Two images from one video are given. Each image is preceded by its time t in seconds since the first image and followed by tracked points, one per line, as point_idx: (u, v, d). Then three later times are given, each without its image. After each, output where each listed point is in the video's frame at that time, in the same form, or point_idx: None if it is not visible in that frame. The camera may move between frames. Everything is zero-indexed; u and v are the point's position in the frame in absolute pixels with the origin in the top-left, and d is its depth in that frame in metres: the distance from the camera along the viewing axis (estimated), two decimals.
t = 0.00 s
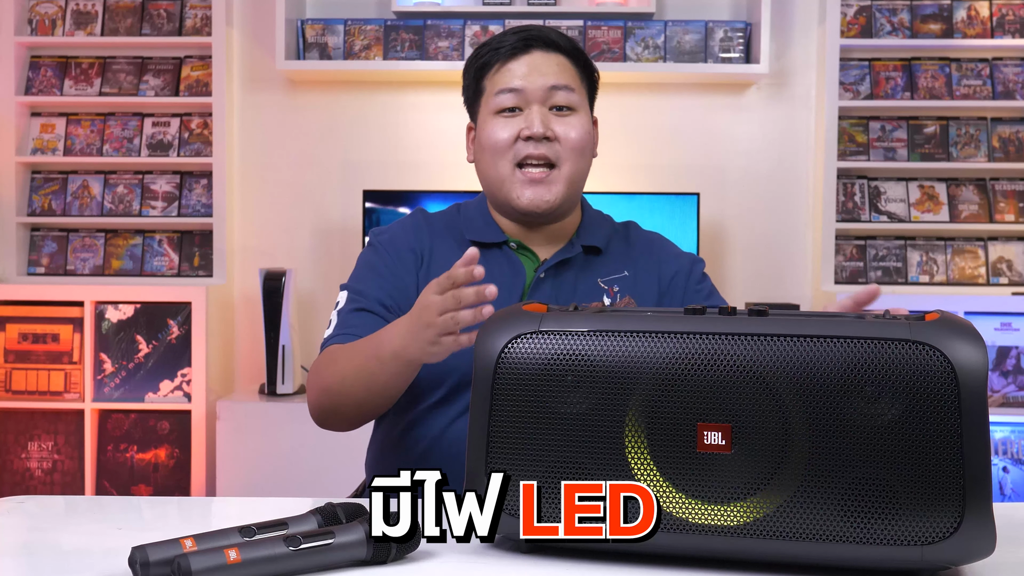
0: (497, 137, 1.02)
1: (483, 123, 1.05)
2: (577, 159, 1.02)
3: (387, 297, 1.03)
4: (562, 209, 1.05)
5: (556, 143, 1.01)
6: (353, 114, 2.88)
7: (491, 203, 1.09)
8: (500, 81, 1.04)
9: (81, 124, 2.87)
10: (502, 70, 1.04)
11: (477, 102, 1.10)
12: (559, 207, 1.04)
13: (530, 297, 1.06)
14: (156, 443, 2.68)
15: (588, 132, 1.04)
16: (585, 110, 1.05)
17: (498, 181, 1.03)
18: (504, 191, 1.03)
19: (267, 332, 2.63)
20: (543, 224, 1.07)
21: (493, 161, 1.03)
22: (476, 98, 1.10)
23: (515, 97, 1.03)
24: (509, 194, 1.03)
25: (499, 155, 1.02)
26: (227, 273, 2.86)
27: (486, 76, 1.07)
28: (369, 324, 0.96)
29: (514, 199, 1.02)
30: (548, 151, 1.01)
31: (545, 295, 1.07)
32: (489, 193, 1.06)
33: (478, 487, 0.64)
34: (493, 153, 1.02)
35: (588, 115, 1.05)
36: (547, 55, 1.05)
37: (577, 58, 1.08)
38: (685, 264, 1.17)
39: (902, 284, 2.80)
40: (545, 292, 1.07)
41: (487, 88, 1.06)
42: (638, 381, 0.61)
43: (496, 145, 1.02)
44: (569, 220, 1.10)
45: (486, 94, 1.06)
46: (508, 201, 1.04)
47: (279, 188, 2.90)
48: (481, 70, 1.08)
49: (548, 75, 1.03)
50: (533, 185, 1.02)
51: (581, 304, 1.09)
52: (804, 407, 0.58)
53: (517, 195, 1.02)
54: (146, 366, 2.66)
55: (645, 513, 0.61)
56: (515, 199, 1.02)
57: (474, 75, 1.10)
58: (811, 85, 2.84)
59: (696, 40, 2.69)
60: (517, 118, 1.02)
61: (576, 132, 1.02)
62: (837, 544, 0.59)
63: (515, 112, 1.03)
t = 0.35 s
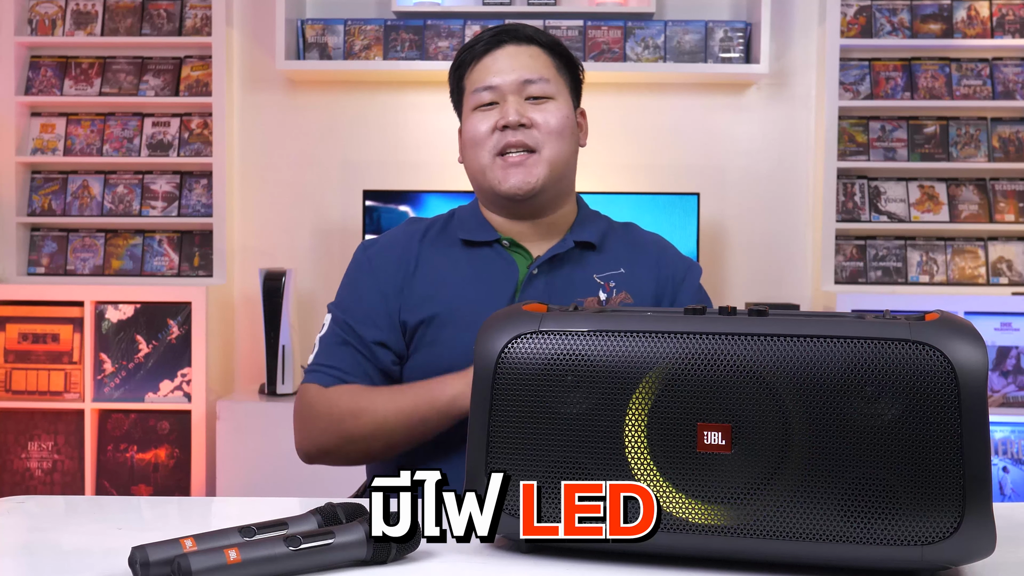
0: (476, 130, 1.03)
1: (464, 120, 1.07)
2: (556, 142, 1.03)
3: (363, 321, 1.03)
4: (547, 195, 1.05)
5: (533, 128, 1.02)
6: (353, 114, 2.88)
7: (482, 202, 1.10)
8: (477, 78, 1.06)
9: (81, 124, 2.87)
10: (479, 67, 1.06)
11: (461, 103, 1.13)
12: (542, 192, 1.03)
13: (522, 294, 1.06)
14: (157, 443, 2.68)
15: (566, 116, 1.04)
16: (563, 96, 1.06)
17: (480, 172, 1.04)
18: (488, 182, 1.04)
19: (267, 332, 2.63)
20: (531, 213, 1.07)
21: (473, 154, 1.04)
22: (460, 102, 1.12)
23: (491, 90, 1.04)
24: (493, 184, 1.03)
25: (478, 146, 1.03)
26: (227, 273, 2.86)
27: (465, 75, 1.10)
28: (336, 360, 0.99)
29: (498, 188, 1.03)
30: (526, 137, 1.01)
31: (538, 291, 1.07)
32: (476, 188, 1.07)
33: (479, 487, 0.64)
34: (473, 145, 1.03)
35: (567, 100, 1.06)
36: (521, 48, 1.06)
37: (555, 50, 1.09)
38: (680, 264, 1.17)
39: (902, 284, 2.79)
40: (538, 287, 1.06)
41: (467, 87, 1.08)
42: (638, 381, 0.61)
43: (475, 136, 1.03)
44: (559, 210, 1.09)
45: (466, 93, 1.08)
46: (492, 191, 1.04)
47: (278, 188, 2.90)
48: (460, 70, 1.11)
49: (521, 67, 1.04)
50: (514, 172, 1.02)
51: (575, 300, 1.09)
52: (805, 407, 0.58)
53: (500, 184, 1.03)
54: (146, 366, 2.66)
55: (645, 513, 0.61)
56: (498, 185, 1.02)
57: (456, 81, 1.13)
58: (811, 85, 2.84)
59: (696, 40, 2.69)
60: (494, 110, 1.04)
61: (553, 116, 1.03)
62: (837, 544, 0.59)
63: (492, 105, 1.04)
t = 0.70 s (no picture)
0: (464, 139, 1.03)
1: (452, 128, 1.06)
2: (543, 154, 1.03)
3: (349, 324, 1.04)
4: (534, 205, 1.05)
5: (520, 139, 1.02)
6: (352, 114, 2.88)
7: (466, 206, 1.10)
8: (465, 85, 1.05)
9: (81, 124, 2.87)
10: (467, 75, 1.05)
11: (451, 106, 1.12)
12: (529, 203, 1.04)
13: (507, 296, 1.06)
14: (157, 443, 2.68)
15: (553, 127, 1.04)
16: (551, 106, 1.05)
17: (468, 182, 1.04)
18: (475, 191, 1.04)
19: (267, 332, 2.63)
20: (516, 221, 1.08)
21: (462, 164, 1.04)
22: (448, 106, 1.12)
23: (480, 99, 1.04)
24: (480, 194, 1.03)
25: (466, 155, 1.03)
26: (227, 273, 2.86)
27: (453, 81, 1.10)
28: (326, 368, 1.01)
29: (484, 198, 1.03)
30: (513, 148, 1.02)
31: (523, 292, 1.07)
32: (462, 195, 1.07)
33: (479, 487, 0.64)
34: (461, 154, 1.03)
35: (555, 110, 1.05)
36: (509, 56, 1.05)
37: (544, 57, 1.08)
38: (668, 262, 1.16)
39: (902, 284, 2.79)
40: (522, 288, 1.06)
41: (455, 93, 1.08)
42: (639, 381, 0.61)
43: (464, 147, 1.03)
44: (547, 215, 1.10)
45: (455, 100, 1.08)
46: (479, 202, 1.05)
47: (278, 188, 2.90)
48: (448, 76, 1.10)
49: (508, 77, 1.04)
50: (500, 185, 1.02)
51: (561, 300, 1.08)
52: (805, 406, 0.58)
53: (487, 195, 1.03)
54: (146, 366, 2.66)
55: (646, 513, 0.61)
56: (486, 198, 1.03)
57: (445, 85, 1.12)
58: (812, 85, 2.84)
59: (696, 40, 2.69)
60: (482, 120, 1.03)
61: (541, 128, 1.03)
62: (838, 544, 0.59)
63: (481, 114, 1.04)
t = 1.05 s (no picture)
0: (443, 160, 1.02)
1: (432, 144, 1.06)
2: (521, 166, 1.02)
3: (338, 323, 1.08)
4: (520, 215, 1.06)
5: (497, 156, 1.01)
6: (352, 114, 2.88)
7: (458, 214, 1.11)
8: (439, 103, 1.04)
9: (81, 124, 2.87)
10: (441, 91, 1.04)
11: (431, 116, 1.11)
12: (514, 214, 1.05)
13: (502, 295, 1.06)
14: (156, 443, 2.68)
15: (530, 136, 1.03)
16: (526, 112, 1.04)
17: (452, 199, 1.05)
18: (461, 206, 1.05)
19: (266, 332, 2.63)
20: (507, 229, 1.08)
21: (445, 183, 1.04)
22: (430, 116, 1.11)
23: (454, 117, 1.02)
24: (465, 211, 1.04)
25: (447, 176, 1.03)
26: (227, 273, 2.86)
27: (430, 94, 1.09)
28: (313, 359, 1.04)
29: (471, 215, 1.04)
30: (491, 166, 1.01)
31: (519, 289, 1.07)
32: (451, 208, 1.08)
33: (480, 487, 0.64)
34: (442, 175, 1.03)
35: (530, 116, 1.04)
36: (479, 67, 1.04)
37: (516, 60, 1.06)
38: (666, 253, 1.15)
39: (902, 284, 2.80)
40: (517, 286, 1.07)
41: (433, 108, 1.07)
42: (639, 381, 0.61)
43: (444, 167, 1.02)
44: (540, 216, 1.10)
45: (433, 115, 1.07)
46: (466, 215, 1.06)
47: (278, 187, 2.90)
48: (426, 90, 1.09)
49: (480, 90, 1.02)
50: (484, 201, 1.03)
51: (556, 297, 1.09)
52: (805, 405, 0.58)
53: (473, 211, 1.04)
54: (146, 366, 2.66)
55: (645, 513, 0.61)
56: (472, 213, 1.04)
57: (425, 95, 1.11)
58: (813, 85, 2.84)
59: (696, 40, 2.69)
60: (459, 138, 1.02)
61: (516, 141, 1.02)
62: (837, 544, 0.59)
63: (458, 131, 1.03)
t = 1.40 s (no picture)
0: (418, 162, 0.99)
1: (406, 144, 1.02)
2: (500, 169, 0.99)
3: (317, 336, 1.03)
4: (500, 217, 1.03)
5: (474, 159, 0.98)
6: (347, 109, 2.85)
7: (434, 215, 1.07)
8: (413, 102, 1.00)
9: (70, 120, 2.84)
10: (415, 89, 1.00)
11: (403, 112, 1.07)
12: (493, 218, 1.02)
13: (479, 300, 1.01)
14: (147, 447, 2.65)
15: (507, 137, 0.99)
16: (503, 111, 1.00)
17: (427, 201, 1.02)
18: (437, 210, 1.02)
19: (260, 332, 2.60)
20: (486, 232, 1.05)
21: (420, 187, 1.01)
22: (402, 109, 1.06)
23: (428, 118, 0.99)
24: (442, 215, 1.01)
25: (423, 180, 1.00)
26: (220, 273, 2.83)
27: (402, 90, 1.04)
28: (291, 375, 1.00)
29: (447, 219, 1.01)
30: (468, 170, 0.98)
31: (496, 293, 1.02)
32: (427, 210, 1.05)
33: (479, 492, 0.61)
34: (417, 178, 1.00)
35: (507, 115, 1.00)
36: (454, 64, 0.99)
37: (493, 54, 1.02)
38: (644, 238, 1.09)
39: (912, 283, 2.77)
40: (493, 289, 1.02)
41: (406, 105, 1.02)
42: (640, 384, 0.58)
43: (419, 170, 0.99)
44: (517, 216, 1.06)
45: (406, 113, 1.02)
46: (443, 219, 1.03)
47: (272, 184, 2.87)
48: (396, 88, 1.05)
49: (455, 90, 0.98)
50: (461, 206, 1.00)
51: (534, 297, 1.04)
52: (814, 409, 0.55)
53: (449, 216, 1.01)
54: (137, 368, 2.62)
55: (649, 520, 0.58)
56: (450, 220, 1.01)
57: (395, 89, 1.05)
58: (818, 80, 2.81)
59: (700, 34, 2.66)
60: (434, 139, 0.99)
61: (494, 143, 0.98)
62: (847, 552, 0.56)
63: (432, 132, 0.99)
